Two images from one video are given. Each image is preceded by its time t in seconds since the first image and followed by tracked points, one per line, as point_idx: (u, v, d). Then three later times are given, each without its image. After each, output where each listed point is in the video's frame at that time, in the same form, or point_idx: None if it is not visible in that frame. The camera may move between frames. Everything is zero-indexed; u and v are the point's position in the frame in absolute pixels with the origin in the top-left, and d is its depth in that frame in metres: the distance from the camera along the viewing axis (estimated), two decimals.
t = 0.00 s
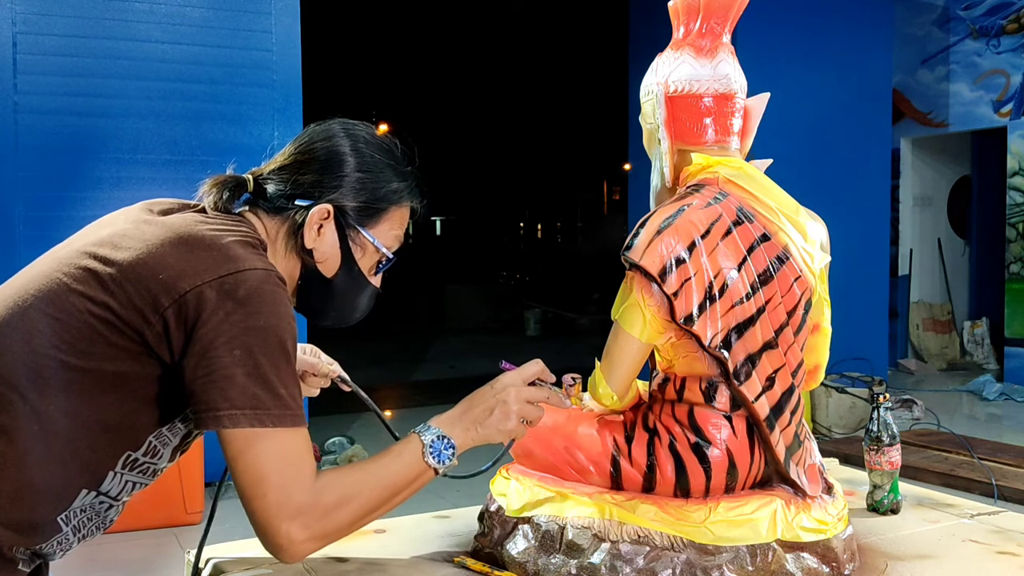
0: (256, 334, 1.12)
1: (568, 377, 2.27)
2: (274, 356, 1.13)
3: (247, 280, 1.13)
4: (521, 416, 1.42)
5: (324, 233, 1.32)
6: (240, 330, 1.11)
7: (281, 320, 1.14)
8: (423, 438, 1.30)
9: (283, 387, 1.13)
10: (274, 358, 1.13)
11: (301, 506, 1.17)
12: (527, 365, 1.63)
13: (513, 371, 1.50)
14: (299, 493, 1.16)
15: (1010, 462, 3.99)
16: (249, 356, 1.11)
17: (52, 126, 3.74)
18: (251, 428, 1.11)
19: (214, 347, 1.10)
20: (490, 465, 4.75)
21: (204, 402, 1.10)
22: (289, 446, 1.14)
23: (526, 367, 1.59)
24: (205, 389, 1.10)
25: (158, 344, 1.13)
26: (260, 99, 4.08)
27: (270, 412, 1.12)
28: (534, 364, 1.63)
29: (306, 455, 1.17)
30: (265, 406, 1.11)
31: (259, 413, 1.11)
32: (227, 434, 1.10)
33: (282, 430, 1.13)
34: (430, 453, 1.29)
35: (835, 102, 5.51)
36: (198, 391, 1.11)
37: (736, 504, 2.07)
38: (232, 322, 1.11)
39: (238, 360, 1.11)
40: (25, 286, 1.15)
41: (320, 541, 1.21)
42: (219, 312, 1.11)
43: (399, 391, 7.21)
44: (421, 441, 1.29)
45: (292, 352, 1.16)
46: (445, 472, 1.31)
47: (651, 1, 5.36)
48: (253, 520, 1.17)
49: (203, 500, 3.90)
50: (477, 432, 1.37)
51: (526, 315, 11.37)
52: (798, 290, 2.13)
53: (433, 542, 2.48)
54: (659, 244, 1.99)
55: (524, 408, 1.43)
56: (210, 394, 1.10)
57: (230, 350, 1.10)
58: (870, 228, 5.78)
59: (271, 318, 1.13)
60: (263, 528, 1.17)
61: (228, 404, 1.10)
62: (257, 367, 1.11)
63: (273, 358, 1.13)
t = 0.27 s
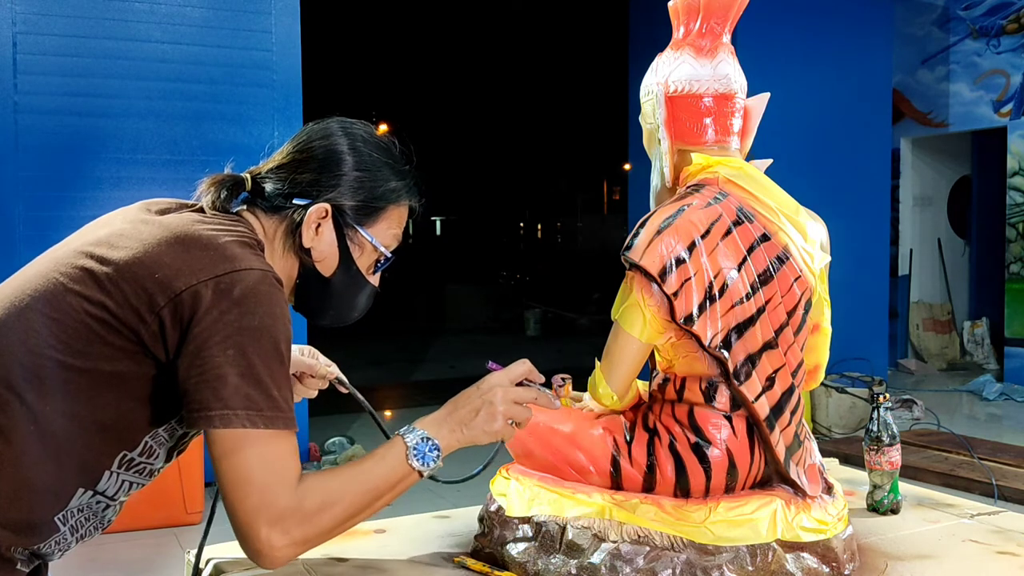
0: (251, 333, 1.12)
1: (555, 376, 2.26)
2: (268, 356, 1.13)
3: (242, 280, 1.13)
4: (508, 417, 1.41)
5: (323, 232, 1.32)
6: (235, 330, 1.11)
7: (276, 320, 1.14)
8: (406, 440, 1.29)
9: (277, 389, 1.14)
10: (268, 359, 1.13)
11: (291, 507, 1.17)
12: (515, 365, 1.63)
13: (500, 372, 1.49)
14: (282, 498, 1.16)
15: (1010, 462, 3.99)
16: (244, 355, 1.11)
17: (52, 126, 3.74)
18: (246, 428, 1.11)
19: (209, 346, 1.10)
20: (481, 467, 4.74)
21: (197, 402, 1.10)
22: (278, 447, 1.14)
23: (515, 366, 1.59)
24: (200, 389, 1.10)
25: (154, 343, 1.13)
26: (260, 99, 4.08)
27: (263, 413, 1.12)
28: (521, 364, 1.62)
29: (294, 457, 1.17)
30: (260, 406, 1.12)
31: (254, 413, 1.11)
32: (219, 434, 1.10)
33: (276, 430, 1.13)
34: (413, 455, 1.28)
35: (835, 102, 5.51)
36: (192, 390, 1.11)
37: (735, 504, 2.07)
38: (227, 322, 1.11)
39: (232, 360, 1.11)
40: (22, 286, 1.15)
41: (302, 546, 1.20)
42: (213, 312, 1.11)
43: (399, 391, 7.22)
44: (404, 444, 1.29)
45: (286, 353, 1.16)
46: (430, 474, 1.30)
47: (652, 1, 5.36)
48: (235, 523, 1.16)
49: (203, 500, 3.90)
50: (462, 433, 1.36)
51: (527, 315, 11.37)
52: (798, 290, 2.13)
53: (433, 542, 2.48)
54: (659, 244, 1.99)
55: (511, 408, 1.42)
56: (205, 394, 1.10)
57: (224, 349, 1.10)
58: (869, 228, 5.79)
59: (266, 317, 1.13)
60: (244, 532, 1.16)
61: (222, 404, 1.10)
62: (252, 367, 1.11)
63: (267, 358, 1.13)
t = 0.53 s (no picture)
0: (251, 333, 1.12)
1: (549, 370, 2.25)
2: (268, 356, 1.13)
3: (242, 280, 1.13)
4: (500, 412, 1.41)
5: (323, 230, 1.32)
6: (235, 329, 1.11)
7: (276, 319, 1.14)
8: (397, 437, 1.29)
9: (277, 389, 1.14)
10: (269, 359, 1.13)
11: (286, 507, 1.16)
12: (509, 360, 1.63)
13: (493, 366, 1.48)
14: (277, 498, 1.16)
15: (1010, 462, 3.98)
16: (244, 355, 1.11)
17: (52, 126, 3.74)
18: (246, 427, 1.10)
19: (209, 345, 1.10)
20: (475, 466, 4.75)
21: (197, 402, 1.10)
22: (273, 449, 1.14)
23: (508, 361, 1.58)
24: (200, 388, 1.10)
25: (155, 343, 1.13)
26: (260, 99, 4.08)
27: (263, 412, 1.12)
28: (514, 359, 1.61)
29: (289, 457, 1.17)
30: (260, 406, 1.12)
31: (254, 412, 1.11)
32: (219, 433, 1.10)
33: (275, 430, 1.13)
34: (406, 452, 1.28)
35: (835, 102, 5.51)
36: (193, 390, 1.11)
37: (735, 504, 2.07)
38: (227, 321, 1.11)
39: (233, 360, 1.11)
40: (23, 285, 1.15)
41: (296, 545, 1.20)
42: (214, 312, 1.11)
43: (399, 391, 7.21)
44: (395, 441, 1.28)
45: (285, 352, 1.16)
46: (422, 471, 1.30)
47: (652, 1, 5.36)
48: (230, 523, 1.17)
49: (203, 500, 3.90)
50: (455, 428, 1.36)
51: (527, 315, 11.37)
52: (798, 290, 2.13)
53: (433, 542, 2.48)
54: (659, 244, 1.99)
55: (503, 403, 1.41)
56: (205, 394, 1.10)
57: (224, 349, 1.10)
58: (870, 228, 5.78)
59: (266, 317, 1.13)
60: (237, 531, 1.16)
61: (221, 403, 1.10)
62: (252, 367, 1.11)
63: (267, 358, 1.13)
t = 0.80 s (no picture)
0: (257, 334, 1.12)
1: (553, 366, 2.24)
2: (274, 357, 1.13)
3: (248, 280, 1.13)
4: (509, 408, 1.41)
5: (326, 231, 1.32)
6: (242, 330, 1.11)
7: (282, 320, 1.14)
8: (410, 434, 1.29)
9: (283, 389, 1.14)
10: (275, 359, 1.13)
11: (295, 507, 1.16)
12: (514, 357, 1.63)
13: (501, 363, 1.49)
14: (285, 497, 1.16)
15: (1010, 462, 3.98)
16: (250, 356, 1.11)
17: (52, 126, 3.74)
18: (252, 428, 1.10)
19: (215, 346, 1.10)
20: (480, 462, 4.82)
21: (203, 402, 1.10)
22: (281, 449, 1.14)
23: (514, 357, 1.59)
24: (206, 389, 1.10)
25: (160, 343, 1.13)
26: (260, 99, 4.08)
27: (269, 413, 1.12)
28: (521, 354, 1.63)
29: (298, 456, 1.17)
30: (267, 406, 1.12)
31: (260, 413, 1.11)
32: (226, 434, 1.10)
33: (282, 431, 1.13)
34: (418, 448, 1.28)
35: (835, 102, 5.51)
36: (199, 391, 1.11)
37: (736, 504, 2.07)
38: (233, 322, 1.11)
39: (239, 361, 1.11)
40: (28, 286, 1.15)
41: (310, 543, 1.21)
42: (220, 313, 1.11)
43: (399, 391, 7.22)
44: (408, 437, 1.29)
45: (292, 352, 1.16)
46: (434, 467, 1.30)
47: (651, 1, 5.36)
48: (243, 522, 1.17)
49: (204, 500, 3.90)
50: (465, 424, 1.36)
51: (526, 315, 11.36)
52: (799, 290, 2.13)
53: (433, 542, 2.48)
54: (659, 244, 1.99)
55: (512, 399, 1.42)
56: (211, 395, 1.10)
57: (230, 350, 1.10)
58: (870, 228, 5.78)
59: (271, 318, 1.13)
60: (250, 531, 1.17)
61: (228, 404, 1.10)
62: (258, 368, 1.11)
63: (274, 359, 1.13)
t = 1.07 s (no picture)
0: (258, 332, 1.12)
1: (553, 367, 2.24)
2: (275, 355, 1.13)
3: (249, 279, 1.13)
4: (504, 408, 1.41)
5: (327, 230, 1.32)
6: (242, 329, 1.11)
7: (282, 319, 1.14)
8: (403, 433, 1.29)
9: (284, 388, 1.14)
10: (275, 359, 1.13)
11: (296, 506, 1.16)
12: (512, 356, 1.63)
13: (497, 363, 1.49)
14: (287, 496, 1.16)
15: (1010, 462, 3.98)
16: (251, 356, 1.11)
17: (52, 126, 3.74)
18: (253, 427, 1.11)
19: (216, 344, 1.10)
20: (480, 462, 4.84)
21: (204, 401, 1.10)
22: (282, 448, 1.14)
23: (510, 357, 1.59)
24: (207, 388, 1.10)
25: (161, 342, 1.14)
26: (260, 99, 4.08)
27: (270, 411, 1.12)
28: (517, 355, 1.63)
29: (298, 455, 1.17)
30: (268, 405, 1.12)
31: (261, 412, 1.11)
32: (227, 433, 1.10)
33: (283, 430, 1.13)
34: (412, 448, 1.28)
35: (835, 102, 5.51)
36: (200, 390, 1.11)
37: (735, 504, 2.07)
38: (233, 321, 1.11)
39: (240, 360, 1.11)
40: (28, 284, 1.15)
41: (312, 542, 1.21)
42: (221, 311, 1.11)
43: (399, 391, 7.21)
44: (401, 437, 1.28)
45: (293, 351, 1.16)
46: (427, 467, 1.30)
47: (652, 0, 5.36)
48: (243, 522, 1.17)
49: (204, 500, 3.90)
50: (461, 423, 1.36)
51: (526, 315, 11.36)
52: (798, 290, 2.13)
53: (433, 542, 2.48)
54: (659, 244, 1.99)
55: (507, 399, 1.42)
56: (212, 393, 1.10)
57: (231, 348, 1.10)
58: (870, 228, 5.78)
59: (272, 317, 1.13)
60: (248, 531, 1.16)
61: (229, 403, 1.10)
62: (258, 367, 1.11)
63: (274, 358, 1.13)
